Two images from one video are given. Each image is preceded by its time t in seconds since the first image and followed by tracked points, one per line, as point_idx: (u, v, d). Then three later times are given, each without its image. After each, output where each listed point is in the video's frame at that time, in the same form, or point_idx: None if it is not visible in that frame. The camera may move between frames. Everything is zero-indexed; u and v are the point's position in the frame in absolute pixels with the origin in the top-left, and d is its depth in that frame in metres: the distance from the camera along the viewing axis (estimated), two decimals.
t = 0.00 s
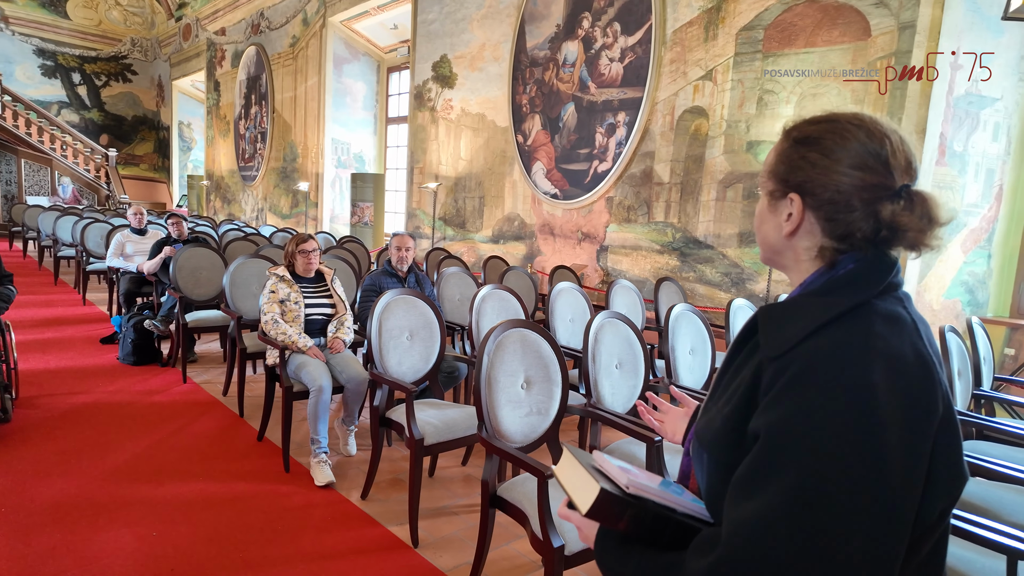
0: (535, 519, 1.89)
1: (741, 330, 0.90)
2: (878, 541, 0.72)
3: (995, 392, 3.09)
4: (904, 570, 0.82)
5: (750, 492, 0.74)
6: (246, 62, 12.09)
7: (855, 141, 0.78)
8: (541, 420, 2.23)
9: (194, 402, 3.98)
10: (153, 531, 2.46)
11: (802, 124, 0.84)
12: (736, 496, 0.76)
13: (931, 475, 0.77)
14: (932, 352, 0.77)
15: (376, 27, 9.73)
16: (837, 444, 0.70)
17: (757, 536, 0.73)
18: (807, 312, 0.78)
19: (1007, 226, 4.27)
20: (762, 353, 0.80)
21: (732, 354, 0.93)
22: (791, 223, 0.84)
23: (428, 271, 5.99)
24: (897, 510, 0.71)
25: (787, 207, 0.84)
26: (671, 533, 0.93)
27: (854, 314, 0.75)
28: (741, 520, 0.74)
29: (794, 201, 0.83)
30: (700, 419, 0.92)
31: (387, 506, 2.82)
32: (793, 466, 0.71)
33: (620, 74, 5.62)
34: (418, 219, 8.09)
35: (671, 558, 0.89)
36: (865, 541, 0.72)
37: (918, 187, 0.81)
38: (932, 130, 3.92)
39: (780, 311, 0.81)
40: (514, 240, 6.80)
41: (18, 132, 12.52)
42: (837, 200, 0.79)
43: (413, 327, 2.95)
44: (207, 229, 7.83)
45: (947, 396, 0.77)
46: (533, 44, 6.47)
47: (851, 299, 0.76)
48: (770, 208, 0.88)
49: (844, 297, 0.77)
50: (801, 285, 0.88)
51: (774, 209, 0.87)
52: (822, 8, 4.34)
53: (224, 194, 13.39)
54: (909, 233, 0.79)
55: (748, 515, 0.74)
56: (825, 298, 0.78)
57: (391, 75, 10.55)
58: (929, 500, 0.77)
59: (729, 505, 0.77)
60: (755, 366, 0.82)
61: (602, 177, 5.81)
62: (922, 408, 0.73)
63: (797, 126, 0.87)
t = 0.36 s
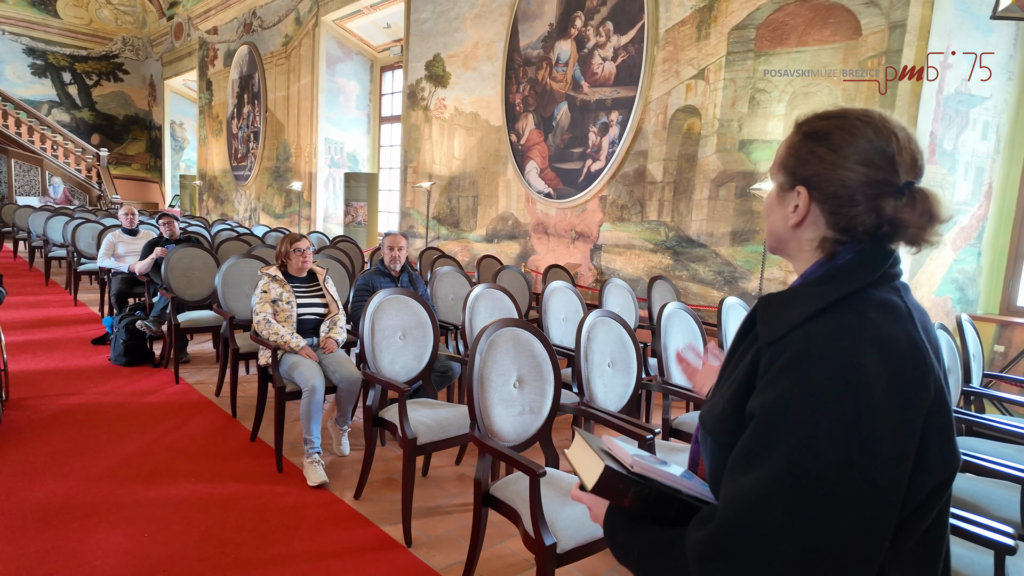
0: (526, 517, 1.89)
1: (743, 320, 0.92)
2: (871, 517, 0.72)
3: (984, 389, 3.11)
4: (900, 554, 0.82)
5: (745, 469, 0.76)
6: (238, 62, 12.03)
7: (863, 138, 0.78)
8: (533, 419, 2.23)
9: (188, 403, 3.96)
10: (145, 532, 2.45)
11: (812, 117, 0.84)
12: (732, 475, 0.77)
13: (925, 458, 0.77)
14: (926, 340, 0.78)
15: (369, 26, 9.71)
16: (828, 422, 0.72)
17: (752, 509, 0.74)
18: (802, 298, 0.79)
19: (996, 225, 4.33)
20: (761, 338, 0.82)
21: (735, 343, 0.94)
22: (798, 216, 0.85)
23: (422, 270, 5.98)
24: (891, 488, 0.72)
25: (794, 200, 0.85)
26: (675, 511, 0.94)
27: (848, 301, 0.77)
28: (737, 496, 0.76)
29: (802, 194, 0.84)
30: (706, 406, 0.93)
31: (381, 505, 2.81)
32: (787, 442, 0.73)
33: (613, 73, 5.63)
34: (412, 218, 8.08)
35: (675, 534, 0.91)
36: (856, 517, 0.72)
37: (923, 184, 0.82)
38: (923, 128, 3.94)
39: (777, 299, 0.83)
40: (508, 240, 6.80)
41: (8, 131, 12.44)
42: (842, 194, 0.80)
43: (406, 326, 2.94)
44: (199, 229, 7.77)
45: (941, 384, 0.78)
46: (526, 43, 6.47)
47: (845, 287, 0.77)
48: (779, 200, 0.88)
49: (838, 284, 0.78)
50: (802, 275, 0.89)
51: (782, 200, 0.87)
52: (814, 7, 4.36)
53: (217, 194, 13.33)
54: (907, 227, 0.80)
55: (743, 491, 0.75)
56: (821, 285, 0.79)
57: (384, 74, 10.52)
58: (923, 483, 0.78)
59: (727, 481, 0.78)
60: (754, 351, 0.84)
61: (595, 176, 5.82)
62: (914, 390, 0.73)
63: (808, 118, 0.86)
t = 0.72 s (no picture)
0: (519, 515, 1.89)
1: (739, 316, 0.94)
2: (861, 502, 0.72)
3: (977, 386, 3.12)
4: (898, 547, 0.81)
5: (737, 456, 0.77)
6: (234, 61, 12.00)
7: (868, 133, 0.80)
8: (526, 417, 2.24)
9: (183, 403, 3.96)
10: (138, 532, 2.44)
11: (814, 119, 0.84)
12: (725, 463, 0.78)
13: (918, 446, 0.77)
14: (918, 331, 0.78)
15: (365, 25, 9.69)
16: (819, 408, 0.72)
17: (745, 493, 0.75)
18: (795, 290, 0.81)
19: (989, 223, 4.35)
20: (755, 330, 0.83)
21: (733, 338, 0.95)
22: (808, 221, 0.84)
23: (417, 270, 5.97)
24: (881, 474, 0.72)
25: (803, 206, 0.84)
26: (669, 505, 0.95)
27: (839, 292, 0.78)
28: (730, 482, 0.76)
29: (815, 198, 0.83)
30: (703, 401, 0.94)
31: (375, 505, 2.81)
32: (777, 428, 0.74)
33: (608, 73, 5.63)
34: (408, 217, 8.07)
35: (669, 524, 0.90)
36: (846, 503, 0.72)
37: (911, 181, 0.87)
38: (916, 127, 3.95)
39: (771, 292, 0.85)
40: (504, 239, 6.80)
41: (3, 132, 12.42)
42: (855, 194, 0.80)
43: (400, 325, 2.94)
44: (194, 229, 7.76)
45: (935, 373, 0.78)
46: (521, 42, 6.47)
47: (834, 279, 0.79)
48: (783, 206, 0.87)
49: (829, 277, 0.80)
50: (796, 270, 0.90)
51: (786, 207, 0.86)
52: (807, 6, 4.36)
53: (213, 194, 13.30)
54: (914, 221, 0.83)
55: (736, 476, 0.76)
56: (812, 278, 0.81)
57: (379, 73, 10.51)
58: (916, 471, 0.77)
59: (720, 469, 0.79)
60: (748, 345, 0.85)
61: (590, 175, 5.82)
62: (905, 377, 0.74)
63: (798, 120, 0.87)
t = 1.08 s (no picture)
0: (504, 514, 1.89)
1: (719, 313, 0.94)
2: (869, 502, 0.73)
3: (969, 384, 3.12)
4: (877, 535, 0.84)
5: (744, 462, 0.75)
6: (232, 61, 12.01)
7: (859, 128, 0.81)
8: (515, 416, 2.24)
9: (177, 403, 3.96)
10: (129, 531, 2.45)
11: (801, 117, 0.83)
12: (729, 468, 0.77)
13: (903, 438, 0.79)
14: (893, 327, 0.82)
15: (362, 25, 9.69)
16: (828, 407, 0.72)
17: (758, 500, 0.73)
18: (785, 290, 0.81)
19: (984, 220, 4.35)
20: (746, 330, 0.83)
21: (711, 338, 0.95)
22: (802, 221, 0.84)
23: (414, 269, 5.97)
24: (885, 471, 0.73)
25: (796, 206, 0.84)
26: (664, 517, 0.91)
27: (827, 290, 0.79)
28: (740, 489, 0.75)
29: (810, 197, 0.82)
30: (685, 401, 0.93)
31: (367, 504, 2.81)
32: (789, 430, 0.72)
33: (603, 72, 5.63)
34: (406, 217, 8.07)
35: (668, 539, 0.87)
36: (856, 502, 0.72)
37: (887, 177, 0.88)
38: (910, 126, 3.95)
39: (757, 292, 0.84)
40: (500, 238, 6.80)
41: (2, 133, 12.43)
42: (847, 192, 0.81)
43: (391, 325, 2.95)
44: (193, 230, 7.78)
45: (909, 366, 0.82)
46: (517, 42, 6.47)
47: (821, 278, 0.80)
48: (775, 206, 0.86)
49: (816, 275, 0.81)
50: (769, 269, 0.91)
51: (777, 208, 0.85)
52: (802, 4, 4.35)
53: (212, 194, 13.32)
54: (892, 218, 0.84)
55: (745, 483, 0.74)
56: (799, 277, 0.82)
57: (377, 73, 10.51)
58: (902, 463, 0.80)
59: (725, 475, 0.77)
60: (738, 345, 0.85)
61: (587, 174, 5.82)
62: (893, 372, 0.76)
63: (782, 117, 0.85)
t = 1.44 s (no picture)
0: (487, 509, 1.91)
1: (676, 306, 0.91)
2: (842, 496, 0.73)
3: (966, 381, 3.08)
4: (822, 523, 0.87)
5: (725, 463, 0.71)
6: (237, 62, 12.08)
7: (812, 124, 0.81)
8: (501, 412, 2.24)
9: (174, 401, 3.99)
10: (122, 527, 2.47)
11: (757, 110, 0.81)
12: (707, 470, 0.73)
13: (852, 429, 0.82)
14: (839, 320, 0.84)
15: (365, 25, 9.72)
16: (808, 403, 0.71)
17: (746, 502, 0.69)
18: (751, 283, 0.79)
19: (985, 216, 4.30)
20: (715, 324, 0.79)
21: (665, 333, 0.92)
22: (757, 217, 0.83)
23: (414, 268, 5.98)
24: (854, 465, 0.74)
25: (751, 205, 0.83)
26: (635, 523, 0.84)
27: (790, 283, 0.78)
28: (722, 491, 0.71)
29: (765, 195, 0.81)
30: (647, 396, 0.87)
31: (359, 500, 2.83)
32: (773, 429, 0.70)
33: (602, 69, 5.62)
34: (408, 216, 8.09)
35: (643, 549, 0.80)
36: (833, 498, 0.72)
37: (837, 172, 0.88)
38: (909, 122, 3.91)
39: (719, 284, 0.82)
40: (502, 237, 6.81)
41: (12, 134, 12.58)
42: (797, 189, 0.81)
43: (383, 323, 2.95)
44: (197, 230, 7.84)
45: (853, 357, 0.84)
46: (517, 40, 6.47)
47: (782, 271, 0.79)
48: (729, 204, 0.84)
49: (776, 268, 0.80)
50: (724, 261, 0.89)
51: (732, 206, 0.84)
52: None
53: (218, 195, 13.41)
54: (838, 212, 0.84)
55: (730, 485, 0.70)
56: (760, 269, 0.80)
57: (380, 73, 10.54)
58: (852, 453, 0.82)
59: (704, 477, 0.73)
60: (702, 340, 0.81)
61: (586, 172, 5.81)
62: (853, 365, 0.77)
63: (736, 111, 0.83)
